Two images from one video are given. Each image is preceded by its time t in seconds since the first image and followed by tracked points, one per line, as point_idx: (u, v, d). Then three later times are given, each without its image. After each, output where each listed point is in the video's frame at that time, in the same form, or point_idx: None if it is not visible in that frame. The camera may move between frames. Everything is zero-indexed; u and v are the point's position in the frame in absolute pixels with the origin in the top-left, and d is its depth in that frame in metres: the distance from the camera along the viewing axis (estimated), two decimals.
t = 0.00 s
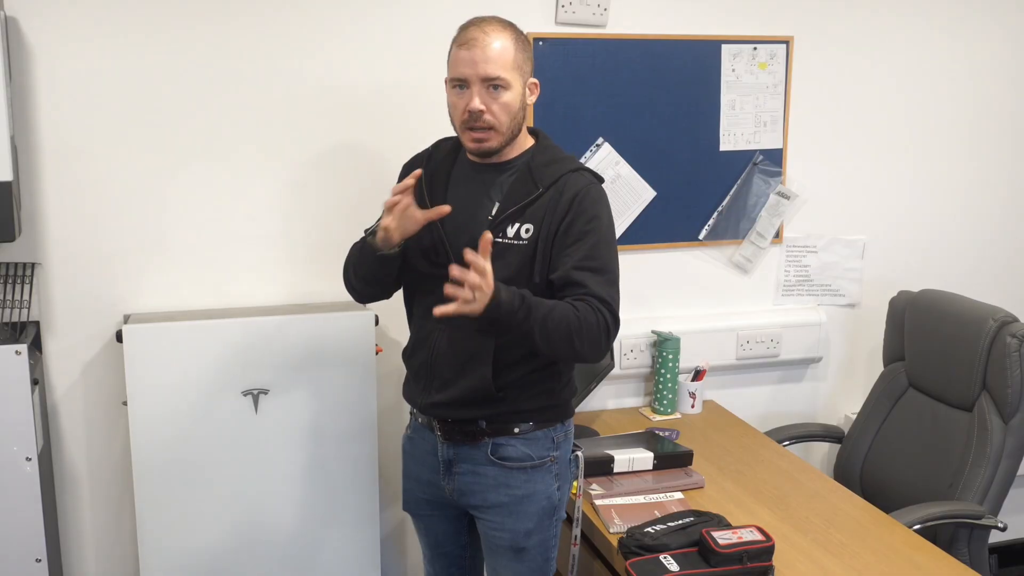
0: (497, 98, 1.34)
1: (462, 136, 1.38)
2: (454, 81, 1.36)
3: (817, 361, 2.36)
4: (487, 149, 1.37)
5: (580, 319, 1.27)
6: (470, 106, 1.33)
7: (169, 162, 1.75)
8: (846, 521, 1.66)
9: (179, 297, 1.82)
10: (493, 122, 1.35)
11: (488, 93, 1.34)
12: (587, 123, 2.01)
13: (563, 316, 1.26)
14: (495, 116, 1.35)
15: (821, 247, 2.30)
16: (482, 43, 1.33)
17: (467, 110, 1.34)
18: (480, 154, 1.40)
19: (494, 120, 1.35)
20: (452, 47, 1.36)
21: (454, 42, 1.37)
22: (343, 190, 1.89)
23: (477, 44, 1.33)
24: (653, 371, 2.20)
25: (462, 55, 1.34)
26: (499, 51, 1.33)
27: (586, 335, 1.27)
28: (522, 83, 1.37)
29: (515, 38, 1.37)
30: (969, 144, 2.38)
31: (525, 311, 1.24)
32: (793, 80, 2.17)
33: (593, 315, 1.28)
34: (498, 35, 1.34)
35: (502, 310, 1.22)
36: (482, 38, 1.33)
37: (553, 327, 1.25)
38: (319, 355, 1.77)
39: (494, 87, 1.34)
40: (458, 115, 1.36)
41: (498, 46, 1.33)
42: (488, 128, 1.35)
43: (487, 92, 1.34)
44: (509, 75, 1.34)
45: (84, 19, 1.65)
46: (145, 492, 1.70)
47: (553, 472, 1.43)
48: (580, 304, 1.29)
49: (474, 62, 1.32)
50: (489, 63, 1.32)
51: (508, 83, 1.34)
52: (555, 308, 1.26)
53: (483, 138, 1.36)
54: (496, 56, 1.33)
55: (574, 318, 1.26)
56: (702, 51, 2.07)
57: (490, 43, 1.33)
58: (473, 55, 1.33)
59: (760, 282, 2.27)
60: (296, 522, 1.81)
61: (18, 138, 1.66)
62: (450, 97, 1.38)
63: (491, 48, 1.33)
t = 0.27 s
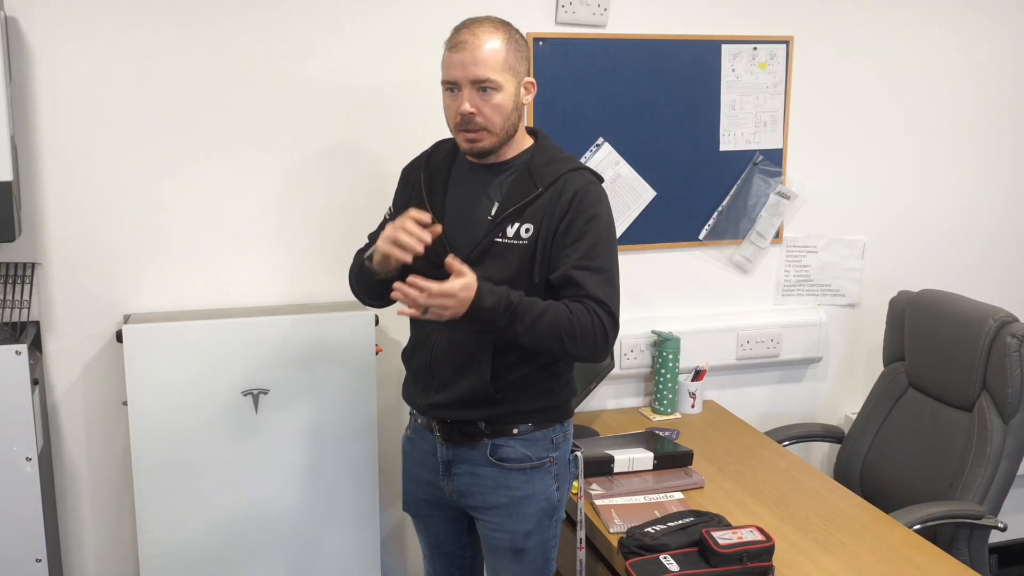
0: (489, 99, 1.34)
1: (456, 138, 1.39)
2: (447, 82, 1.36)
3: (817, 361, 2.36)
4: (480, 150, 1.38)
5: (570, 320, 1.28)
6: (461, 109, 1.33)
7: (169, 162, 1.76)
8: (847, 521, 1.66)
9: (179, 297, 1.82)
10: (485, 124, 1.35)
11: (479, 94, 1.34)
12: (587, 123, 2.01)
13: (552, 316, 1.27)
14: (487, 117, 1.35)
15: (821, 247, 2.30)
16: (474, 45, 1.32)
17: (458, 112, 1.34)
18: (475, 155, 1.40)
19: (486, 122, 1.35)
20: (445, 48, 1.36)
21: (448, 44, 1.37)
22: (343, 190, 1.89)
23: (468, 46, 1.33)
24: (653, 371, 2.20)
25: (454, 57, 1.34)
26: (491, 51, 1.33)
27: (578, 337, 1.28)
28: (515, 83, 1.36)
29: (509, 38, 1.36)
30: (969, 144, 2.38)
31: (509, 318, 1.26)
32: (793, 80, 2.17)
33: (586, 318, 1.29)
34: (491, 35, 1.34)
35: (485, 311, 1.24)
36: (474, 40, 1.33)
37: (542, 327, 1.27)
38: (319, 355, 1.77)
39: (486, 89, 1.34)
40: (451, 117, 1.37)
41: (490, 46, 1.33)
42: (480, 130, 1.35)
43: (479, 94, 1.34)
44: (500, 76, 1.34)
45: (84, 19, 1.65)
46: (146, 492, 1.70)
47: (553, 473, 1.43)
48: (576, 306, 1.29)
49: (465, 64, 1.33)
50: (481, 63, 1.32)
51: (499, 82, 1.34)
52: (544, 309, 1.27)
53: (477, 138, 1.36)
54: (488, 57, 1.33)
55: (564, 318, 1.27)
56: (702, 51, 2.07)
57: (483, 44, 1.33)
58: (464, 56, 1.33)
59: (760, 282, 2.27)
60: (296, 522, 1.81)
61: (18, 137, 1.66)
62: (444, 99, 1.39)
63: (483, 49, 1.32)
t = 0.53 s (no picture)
0: (477, 93, 1.34)
1: (445, 131, 1.39)
2: (438, 75, 1.37)
3: (817, 361, 2.36)
4: (467, 143, 1.37)
5: (560, 339, 1.31)
6: (449, 99, 1.34)
7: (169, 162, 1.75)
8: (846, 521, 1.66)
9: (180, 297, 1.82)
10: (471, 116, 1.35)
11: (467, 87, 1.34)
12: (587, 123, 2.01)
13: (541, 340, 1.32)
14: (474, 111, 1.34)
15: (821, 247, 2.30)
16: (464, 38, 1.33)
17: (445, 104, 1.35)
18: (463, 149, 1.40)
19: (473, 115, 1.35)
20: (438, 41, 1.37)
21: (441, 38, 1.38)
22: (343, 190, 1.89)
23: (459, 39, 1.33)
24: (653, 371, 2.20)
25: (444, 49, 1.35)
26: (481, 45, 1.33)
27: (570, 352, 1.31)
28: (505, 79, 1.36)
29: (501, 35, 1.36)
30: (969, 144, 2.38)
31: (499, 356, 1.34)
32: (793, 80, 2.17)
33: (577, 332, 1.31)
34: (483, 30, 1.34)
35: (470, 358, 1.33)
36: (464, 33, 1.33)
37: (531, 352, 1.32)
38: (319, 356, 1.77)
39: (474, 82, 1.34)
40: (440, 109, 1.37)
41: (480, 40, 1.33)
42: (467, 122, 1.35)
43: (467, 87, 1.34)
44: (489, 70, 1.34)
45: (84, 19, 1.65)
46: (145, 492, 1.70)
47: (548, 474, 1.42)
48: (566, 324, 1.32)
49: (454, 56, 1.33)
50: (470, 56, 1.33)
51: (488, 76, 1.33)
52: (532, 335, 1.32)
53: (464, 131, 1.36)
54: (478, 51, 1.33)
55: (554, 338, 1.32)
56: (702, 51, 2.07)
57: (473, 38, 1.33)
58: (455, 48, 1.33)
59: (760, 282, 2.27)
60: (296, 522, 1.81)
61: (18, 137, 1.66)
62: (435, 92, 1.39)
63: (474, 43, 1.33)
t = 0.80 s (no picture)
0: (476, 92, 1.34)
1: (444, 131, 1.39)
2: (437, 74, 1.36)
3: (817, 361, 2.36)
4: (466, 143, 1.37)
5: (552, 336, 1.31)
6: (448, 99, 1.34)
7: (169, 162, 1.75)
8: (845, 521, 1.66)
9: (180, 297, 1.82)
10: (471, 116, 1.35)
11: (466, 87, 1.34)
12: (587, 123, 2.01)
13: (533, 337, 1.32)
14: (473, 110, 1.34)
15: (821, 247, 2.30)
16: (463, 37, 1.33)
17: (444, 104, 1.35)
18: (461, 149, 1.40)
19: (472, 115, 1.35)
20: (437, 41, 1.37)
21: (439, 37, 1.38)
22: (344, 190, 1.89)
23: (458, 39, 1.33)
24: (653, 371, 2.20)
25: (443, 48, 1.35)
26: (479, 45, 1.33)
27: (561, 350, 1.31)
28: (503, 79, 1.36)
29: (499, 34, 1.37)
30: (969, 144, 2.38)
31: (490, 354, 1.34)
32: (793, 80, 2.17)
33: (568, 330, 1.31)
34: (482, 30, 1.34)
35: (462, 356, 1.33)
36: (463, 33, 1.33)
37: (523, 349, 1.32)
38: (319, 356, 1.77)
39: (473, 82, 1.34)
40: (439, 109, 1.37)
41: (479, 40, 1.33)
42: (466, 122, 1.35)
43: (466, 86, 1.34)
44: (488, 70, 1.34)
45: (84, 19, 1.65)
46: (145, 492, 1.70)
47: (544, 474, 1.42)
48: (557, 321, 1.32)
49: (453, 55, 1.33)
50: (469, 56, 1.33)
51: (487, 76, 1.33)
52: (524, 333, 1.32)
53: (463, 131, 1.36)
54: (477, 50, 1.33)
55: (546, 336, 1.31)
56: (702, 51, 2.07)
57: (471, 38, 1.33)
58: (454, 48, 1.33)
59: (760, 282, 2.27)
60: (295, 522, 1.81)
61: (18, 137, 1.66)
62: (433, 92, 1.39)
63: (473, 42, 1.33)
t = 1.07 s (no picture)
0: (476, 94, 1.34)
1: (444, 133, 1.39)
2: (436, 77, 1.36)
3: (817, 361, 2.36)
4: (467, 145, 1.38)
5: (547, 336, 1.31)
6: (449, 102, 1.34)
7: (169, 162, 1.75)
8: (845, 521, 1.66)
9: (180, 297, 1.82)
10: (471, 118, 1.35)
11: (466, 89, 1.34)
12: (587, 123, 2.01)
13: (529, 336, 1.32)
14: (473, 112, 1.35)
15: (821, 247, 2.30)
16: (463, 40, 1.33)
17: (445, 107, 1.35)
18: (462, 151, 1.40)
19: (472, 117, 1.35)
20: (436, 43, 1.37)
21: (438, 40, 1.38)
22: (344, 190, 1.89)
23: (457, 41, 1.33)
24: (653, 371, 2.20)
25: (442, 51, 1.34)
26: (479, 48, 1.33)
27: (556, 350, 1.31)
28: (502, 80, 1.36)
29: (498, 35, 1.37)
30: (969, 144, 2.38)
31: (486, 352, 1.34)
32: (793, 80, 2.17)
33: (563, 330, 1.31)
34: (481, 32, 1.34)
35: (457, 353, 1.33)
36: (463, 35, 1.33)
37: (518, 348, 1.32)
38: (319, 356, 1.77)
39: (473, 84, 1.34)
40: (439, 111, 1.37)
41: (478, 42, 1.33)
42: (467, 124, 1.36)
43: (466, 89, 1.34)
44: (488, 72, 1.34)
45: (84, 19, 1.65)
46: (144, 492, 1.69)
47: (539, 474, 1.42)
48: (552, 320, 1.32)
49: (453, 58, 1.33)
50: (469, 59, 1.33)
51: (487, 78, 1.34)
52: (520, 332, 1.32)
53: (463, 134, 1.36)
54: (477, 52, 1.33)
55: (541, 335, 1.31)
56: (702, 51, 2.07)
57: (471, 40, 1.33)
58: (453, 51, 1.33)
59: (761, 282, 2.27)
60: (295, 522, 1.81)
61: (18, 137, 1.66)
62: (433, 94, 1.39)
63: (472, 44, 1.33)
